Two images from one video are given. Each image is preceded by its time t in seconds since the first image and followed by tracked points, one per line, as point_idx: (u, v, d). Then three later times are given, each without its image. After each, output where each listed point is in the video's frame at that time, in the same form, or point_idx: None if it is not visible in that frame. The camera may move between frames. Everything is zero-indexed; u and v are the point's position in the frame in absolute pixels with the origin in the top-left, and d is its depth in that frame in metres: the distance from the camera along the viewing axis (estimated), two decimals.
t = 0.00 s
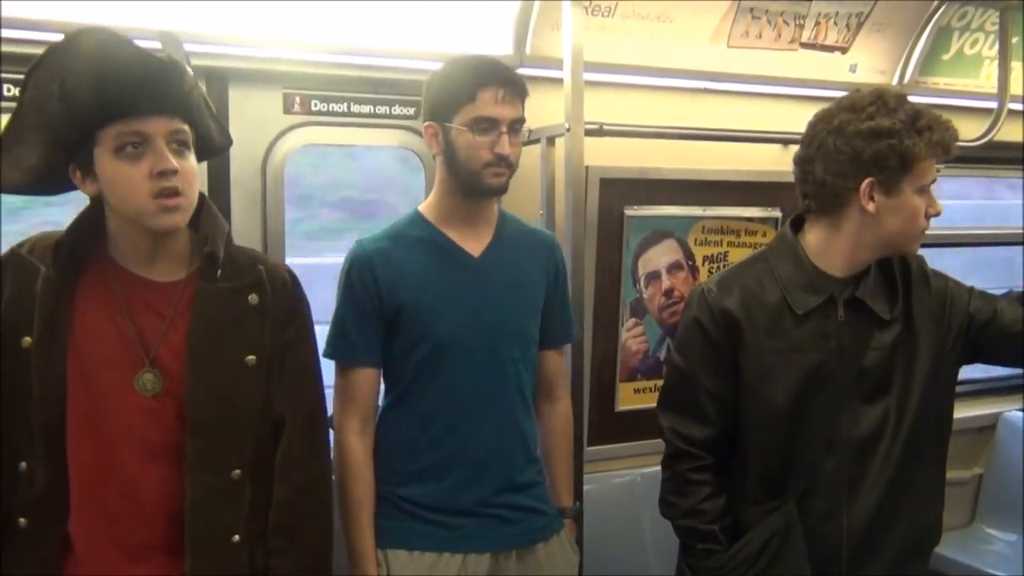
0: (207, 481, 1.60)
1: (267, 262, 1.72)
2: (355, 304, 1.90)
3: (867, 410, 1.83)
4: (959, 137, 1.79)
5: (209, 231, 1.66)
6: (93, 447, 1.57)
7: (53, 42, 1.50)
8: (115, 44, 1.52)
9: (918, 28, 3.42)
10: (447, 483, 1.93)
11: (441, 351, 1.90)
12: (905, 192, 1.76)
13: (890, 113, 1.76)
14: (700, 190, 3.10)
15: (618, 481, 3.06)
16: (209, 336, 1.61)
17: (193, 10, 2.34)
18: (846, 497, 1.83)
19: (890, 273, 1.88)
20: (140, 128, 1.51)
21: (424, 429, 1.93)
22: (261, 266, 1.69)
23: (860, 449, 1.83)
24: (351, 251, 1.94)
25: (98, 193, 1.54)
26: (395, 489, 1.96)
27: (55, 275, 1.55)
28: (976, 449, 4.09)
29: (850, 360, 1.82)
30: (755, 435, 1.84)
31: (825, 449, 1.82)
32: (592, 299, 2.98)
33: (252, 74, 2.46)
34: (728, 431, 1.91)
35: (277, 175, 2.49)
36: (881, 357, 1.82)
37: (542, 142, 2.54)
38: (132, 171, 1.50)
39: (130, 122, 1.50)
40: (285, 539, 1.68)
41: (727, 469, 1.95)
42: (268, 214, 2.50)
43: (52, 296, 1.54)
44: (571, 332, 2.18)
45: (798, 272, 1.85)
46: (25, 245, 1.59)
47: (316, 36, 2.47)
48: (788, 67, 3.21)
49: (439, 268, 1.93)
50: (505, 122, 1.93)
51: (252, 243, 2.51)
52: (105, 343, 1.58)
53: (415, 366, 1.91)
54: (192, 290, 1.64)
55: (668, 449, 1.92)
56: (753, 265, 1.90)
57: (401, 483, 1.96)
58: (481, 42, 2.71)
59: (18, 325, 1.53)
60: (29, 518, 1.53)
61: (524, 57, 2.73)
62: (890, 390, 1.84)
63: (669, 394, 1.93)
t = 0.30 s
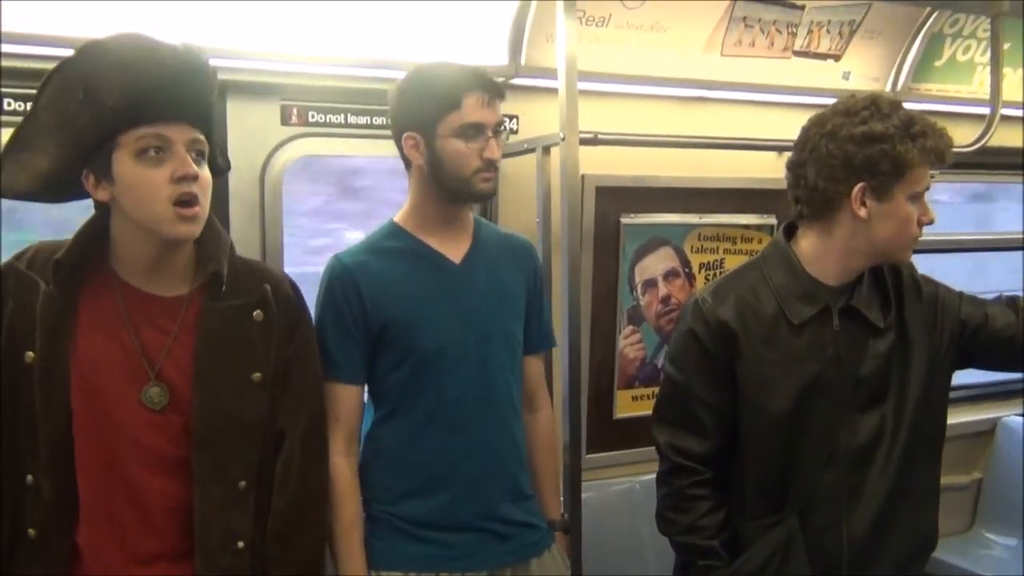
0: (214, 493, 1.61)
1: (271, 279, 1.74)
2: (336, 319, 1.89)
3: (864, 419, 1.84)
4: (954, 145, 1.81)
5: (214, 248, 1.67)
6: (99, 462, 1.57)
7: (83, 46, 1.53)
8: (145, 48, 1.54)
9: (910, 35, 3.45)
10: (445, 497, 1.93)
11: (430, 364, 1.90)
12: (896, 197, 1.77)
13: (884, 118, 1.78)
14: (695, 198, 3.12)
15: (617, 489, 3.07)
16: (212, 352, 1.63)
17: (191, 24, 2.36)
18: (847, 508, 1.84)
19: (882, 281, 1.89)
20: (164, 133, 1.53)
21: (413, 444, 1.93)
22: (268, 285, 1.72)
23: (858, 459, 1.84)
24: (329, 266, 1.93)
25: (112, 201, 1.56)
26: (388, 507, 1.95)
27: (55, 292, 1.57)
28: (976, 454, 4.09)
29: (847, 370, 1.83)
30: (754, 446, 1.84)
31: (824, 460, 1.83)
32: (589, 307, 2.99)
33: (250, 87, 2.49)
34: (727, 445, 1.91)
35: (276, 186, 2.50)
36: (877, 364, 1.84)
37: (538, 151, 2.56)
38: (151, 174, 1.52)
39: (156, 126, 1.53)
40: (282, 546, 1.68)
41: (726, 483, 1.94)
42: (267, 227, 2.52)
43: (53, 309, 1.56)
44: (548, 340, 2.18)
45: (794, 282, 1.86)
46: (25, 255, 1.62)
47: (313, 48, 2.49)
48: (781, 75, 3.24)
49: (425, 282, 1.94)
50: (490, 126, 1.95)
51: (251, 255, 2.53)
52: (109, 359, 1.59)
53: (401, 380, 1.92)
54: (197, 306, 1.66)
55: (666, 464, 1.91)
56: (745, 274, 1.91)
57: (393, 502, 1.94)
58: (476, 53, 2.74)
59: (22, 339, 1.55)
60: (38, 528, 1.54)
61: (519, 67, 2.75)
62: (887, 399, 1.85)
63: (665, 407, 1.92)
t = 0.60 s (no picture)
0: (202, 515, 1.57)
1: (265, 292, 1.69)
2: (345, 327, 1.84)
3: (870, 423, 1.83)
4: (961, 151, 1.80)
5: (204, 261, 1.63)
6: (84, 482, 1.53)
7: (66, 57, 1.49)
8: (132, 60, 1.51)
9: (911, 38, 3.45)
10: (459, 505, 1.90)
11: (442, 371, 1.87)
12: (900, 201, 1.76)
13: (890, 121, 1.77)
14: (698, 203, 3.10)
15: (622, 495, 3.06)
16: (203, 368, 1.58)
17: (190, 31, 2.35)
18: (853, 512, 1.82)
19: (888, 284, 1.87)
20: (151, 145, 1.49)
21: (427, 455, 1.89)
22: (260, 298, 1.67)
23: (864, 464, 1.82)
24: (335, 274, 1.88)
25: (98, 215, 1.52)
26: (401, 519, 1.91)
27: (41, 305, 1.53)
28: (981, 458, 4.08)
29: (852, 374, 1.82)
30: (760, 451, 1.82)
31: (830, 462, 1.82)
32: (591, 313, 2.98)
33: (250, 94, 2.48)
34: (732, 450, 1.90)
35: (276, 194, 2.50)
36: (883, 368, 1.82)
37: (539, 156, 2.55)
38: (139, 188, 1.48)
39: (142, 139, 1.49)
40: (278, 565, 1.66)
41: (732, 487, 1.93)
42: (267, 235, 2.51)
43: (38, 323, 1.52)
44: (538, 345, 2.18)
45: (798, 285, 1.84)
46: (17, 266, 1.59)
47: (313, 55, 2.49)
48: (782, 78, 3.23)
49: (433, 290, 1.90)
50: (499, 132, 1.95)
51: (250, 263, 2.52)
52: (97, 374, 1.55)
53: (413, 389, 1.88)
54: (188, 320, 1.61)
55: (672, 468, 1.89)
56: (750, 278, 1.89)
57: (405, 514, 1.91)
58: (477, 58, 2.73)
59: (8, 354, 1.51)
60: (22, 548, 1.53)
61: (519, 72, 2.75)
62: (892, 403, 1.83)
63: (671, 412, 1.89)
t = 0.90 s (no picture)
0: (184, 524, 1.50)
1: (266, 292, 1.61)
2: (365, 330, 1.79)
3: (881, 419, 1.81)
4: (974, 150, 1.79)
5: (206, 260, 1.57)
6: (73, 483, 1.50)
7: (53, 54, 1.46)
8: (120, 58, 1.47)
9: (921, 36, 3.42)
10: (477, 505, 1.88)
11: (461, 372, 1.83)
12: (916, 204, 1.74)
13: (907, 123, 1.75)
14: (706, 203, 3.08)
15: (630, 498, 3.04)
16: (197, 369, 1.52)
17: (194, 32, 2.33)
18: (864, 508, 1.80)
19: (902, 281, 1.85)
20: (138, 141, 1.46)
21: (447, 456, 1.86)
22: (258, 297, 1.59)
23: (874, 461, 1.80)
24: (352, 276, 1.84)
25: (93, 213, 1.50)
26: (421, 521, 1.88)
27: (38, 301, 1.51)
28: (991, 460, 4.05)
29: (863, 371, 1.79)
30: (769, 448, 1.80)
31: (839, 460, 1.79)
32: (598, 315, 2.96)
33: (256, 95, 2.46)
34: (743, 447, 1.87)
35: (281, 195, 2.49)
36: (894, 365, 1.80)
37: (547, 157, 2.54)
38: (127, 184, 1.45)
39: (129, 134, 1.45)
40: None
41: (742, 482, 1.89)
42: (273, 237, 2.50)
43: (34, 320, 1.50)
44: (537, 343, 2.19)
45: (811, 282, 1.82)
46: (18, 270, 1.56)
47: (319, 56, 2.47)
48: (791, 78, 3.21)
49: (452, 290, 1.87)
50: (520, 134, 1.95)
51: (256, 266, 2.51)
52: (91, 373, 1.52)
53: (433, 390, 1.84)
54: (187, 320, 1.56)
55: (685, 463, 1.87)
56: (764, 276, 1.87)
57: (424, 515, 1.88)
58: (484, 59, 2.72)
59: (5, 352, 1.50)
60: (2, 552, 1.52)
61: (527, 72, 2.72)
62: (904, 398, 1.81)
63: (684, 408, 1.87)
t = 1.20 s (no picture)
0: (173, 506, 1.45)
1: (259, 274, 1.59)
2: (381, 322, 1.72)
3: (889, 414, 1.81)
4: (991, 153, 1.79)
5: (202, 245, 1.54)
6: (67, 468, 1.44)
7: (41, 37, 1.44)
8: (104, 41, 1.44)
9: (924, 33, 3.42)
10: (485, 496, 1.83)
11: (473, 364, 1.79)
12: (933, 199, 1.74)
13: (926, 121, 1.75)
14: (708, 199, 3.09)
15: (631, 493, 3.05)
16: (187, 347, 1.48)
17: (196, 27, 2.34)
18: (869, 501, 1.80)
19: (912, 279, 1.85)
20: (110, 124, 1.41)
21: (457, 449, 1.81)
22: (251, 277, 1.56)
23: (882, 454, 1.80)
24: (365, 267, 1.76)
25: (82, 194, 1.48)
26: (430, 513, 1.83)
27: (36, 282, 1.45)
28: (992, 457, 4.05)
29: (873, 364, 1.79)
30: (777, 438, 1.80)
31: (847, 452, 1.79)
32: (600, 310, 2.97)
33: (259, 90, 2.47)
34: (751, 435, 1.87)
35: (284, 190, 2.50)
36: (905, 359, 1.80)
37: (549, 152, 2.53)
38: (95, 165, 1.40)
39: (101, 116, 1.41)
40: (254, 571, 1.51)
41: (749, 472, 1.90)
42: (275, 231, 2.51)
43: (31, 301, 1.44)
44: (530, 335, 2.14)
45: (822, 275, 1.82)
46: (17, 257, 1.50)
47: (320, 50, 2.47)
48: (793, 74, 3.21)
49: (462, 282, 1.82)
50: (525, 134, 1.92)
51: (258, 259, 2.53)
52: (83, 353, 1.47)
53: (445, 382, 1.79)
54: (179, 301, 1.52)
55: (694, 451, 1.86)
56: (775, 267, 1.87)
57: (434, 508, 1.82)
58: (486, 54, 2.71)
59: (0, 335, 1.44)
60: None
61: (529, 67, 2.71)
62: (912, 393, 1.82)
63: (693, 393, 1.86)
